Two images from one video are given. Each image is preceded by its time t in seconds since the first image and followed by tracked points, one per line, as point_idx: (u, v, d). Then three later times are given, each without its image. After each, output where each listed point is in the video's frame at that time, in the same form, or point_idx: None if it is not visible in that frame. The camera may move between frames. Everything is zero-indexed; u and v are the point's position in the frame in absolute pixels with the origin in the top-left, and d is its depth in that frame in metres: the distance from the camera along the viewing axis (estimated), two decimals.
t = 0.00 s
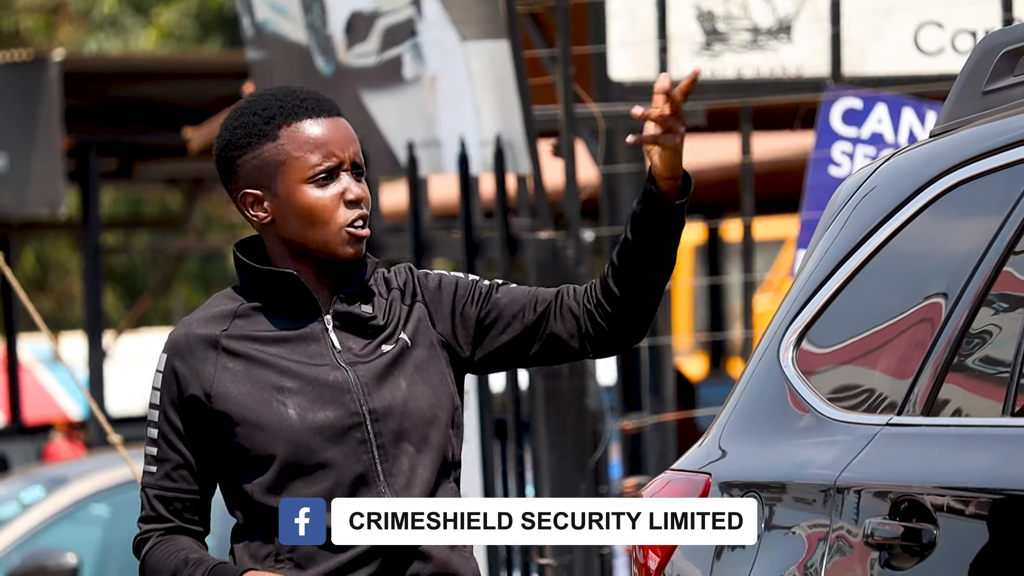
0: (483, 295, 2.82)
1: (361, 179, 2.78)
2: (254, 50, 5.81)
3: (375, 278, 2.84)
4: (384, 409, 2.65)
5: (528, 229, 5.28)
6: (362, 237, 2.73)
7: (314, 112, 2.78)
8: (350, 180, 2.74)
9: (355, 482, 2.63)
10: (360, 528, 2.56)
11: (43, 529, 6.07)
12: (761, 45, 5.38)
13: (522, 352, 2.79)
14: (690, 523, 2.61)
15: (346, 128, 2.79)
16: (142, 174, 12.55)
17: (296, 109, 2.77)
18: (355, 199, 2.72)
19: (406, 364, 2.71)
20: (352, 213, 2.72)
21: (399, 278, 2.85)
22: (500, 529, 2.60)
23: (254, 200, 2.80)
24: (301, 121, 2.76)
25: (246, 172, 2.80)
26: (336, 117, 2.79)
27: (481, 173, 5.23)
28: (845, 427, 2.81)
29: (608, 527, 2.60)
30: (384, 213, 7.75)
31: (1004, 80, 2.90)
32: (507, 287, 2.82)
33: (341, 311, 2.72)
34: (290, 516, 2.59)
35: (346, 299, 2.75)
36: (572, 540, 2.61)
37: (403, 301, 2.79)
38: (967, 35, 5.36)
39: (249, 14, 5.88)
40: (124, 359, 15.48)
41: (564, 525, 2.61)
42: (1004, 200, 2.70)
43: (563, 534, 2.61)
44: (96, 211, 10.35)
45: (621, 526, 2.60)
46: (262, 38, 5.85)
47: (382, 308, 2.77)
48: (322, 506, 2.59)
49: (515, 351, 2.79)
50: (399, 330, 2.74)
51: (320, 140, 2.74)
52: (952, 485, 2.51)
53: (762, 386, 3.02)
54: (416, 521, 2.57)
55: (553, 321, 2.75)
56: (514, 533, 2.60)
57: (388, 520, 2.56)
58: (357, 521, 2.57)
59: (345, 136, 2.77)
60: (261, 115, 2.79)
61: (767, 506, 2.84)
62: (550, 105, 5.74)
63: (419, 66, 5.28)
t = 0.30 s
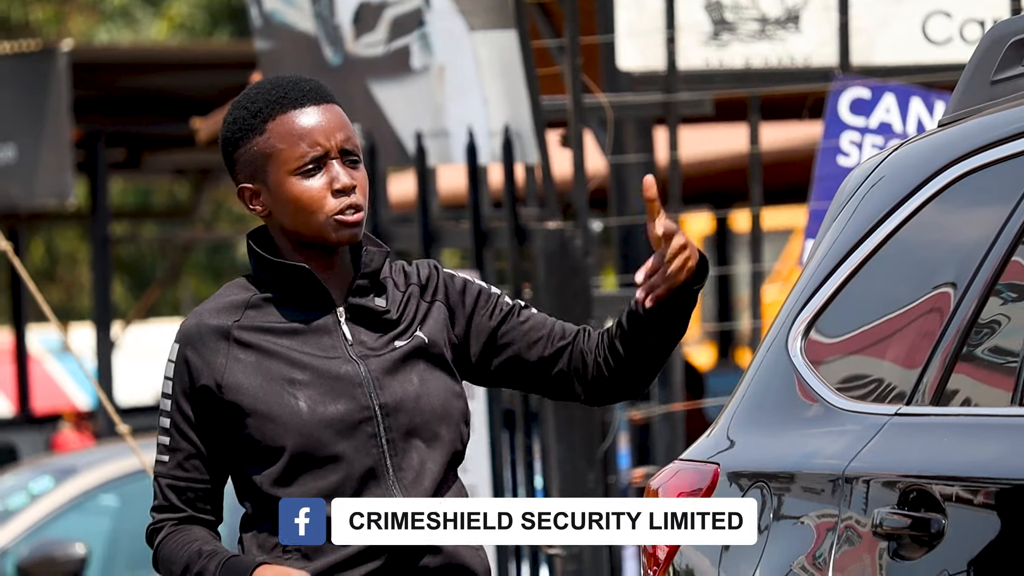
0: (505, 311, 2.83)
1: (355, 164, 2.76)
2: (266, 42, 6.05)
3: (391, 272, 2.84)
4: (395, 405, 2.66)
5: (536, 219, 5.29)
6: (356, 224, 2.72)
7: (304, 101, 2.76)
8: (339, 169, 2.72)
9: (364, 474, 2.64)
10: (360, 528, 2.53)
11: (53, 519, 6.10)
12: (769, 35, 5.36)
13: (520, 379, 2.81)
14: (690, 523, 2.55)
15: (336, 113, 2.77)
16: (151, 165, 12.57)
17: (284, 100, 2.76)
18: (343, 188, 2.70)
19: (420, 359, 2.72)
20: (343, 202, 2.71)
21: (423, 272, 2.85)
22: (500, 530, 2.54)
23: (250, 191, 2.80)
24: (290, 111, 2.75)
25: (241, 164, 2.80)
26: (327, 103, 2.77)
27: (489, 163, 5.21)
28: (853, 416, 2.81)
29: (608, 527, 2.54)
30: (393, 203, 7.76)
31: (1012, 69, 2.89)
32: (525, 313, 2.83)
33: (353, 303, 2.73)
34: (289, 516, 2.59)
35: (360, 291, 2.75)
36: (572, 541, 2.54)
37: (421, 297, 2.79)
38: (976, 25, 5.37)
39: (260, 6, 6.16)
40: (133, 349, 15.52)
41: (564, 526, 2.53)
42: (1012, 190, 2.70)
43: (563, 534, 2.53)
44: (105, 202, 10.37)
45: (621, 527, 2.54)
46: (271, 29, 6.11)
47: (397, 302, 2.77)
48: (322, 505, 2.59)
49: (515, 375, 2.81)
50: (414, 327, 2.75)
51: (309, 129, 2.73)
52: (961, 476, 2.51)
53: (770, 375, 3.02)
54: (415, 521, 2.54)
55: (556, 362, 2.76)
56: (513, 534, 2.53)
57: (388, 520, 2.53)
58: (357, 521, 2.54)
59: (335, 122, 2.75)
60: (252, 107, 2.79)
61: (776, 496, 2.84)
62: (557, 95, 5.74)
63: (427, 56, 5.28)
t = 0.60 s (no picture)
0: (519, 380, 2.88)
1: (338, 158, 2.80)
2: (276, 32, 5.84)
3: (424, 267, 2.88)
4: (424, 403, 2.70)
5: (550, 210, 5.29)
6: (333, 219, 2.77)
7: (292, 99, 2.82)
8: (312, 166, 2.78)
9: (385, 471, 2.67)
10: (360, 528, 2.53)
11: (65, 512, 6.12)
12: (783, 26, 5.35)
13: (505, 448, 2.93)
14: (690, 523, 2.56)
15: (321, 109, 2.81)
16: (165, 158, 12.59)
17: (275, 101, 2.83)
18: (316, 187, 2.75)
19: (451, 359, 2.76)
20: (320, 200, 2.77)
21: (467, 283, 2.89)
22: (500, 530, 2.55)
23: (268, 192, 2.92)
24: (278, 111, 2.82)
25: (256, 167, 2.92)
26: (305, 99, 2.82)
27: (502, 155, 5.23)
28: (867, 408, 2.81)
29: (608, 527, 2.54)
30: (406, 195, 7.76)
31: None
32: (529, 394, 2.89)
33: (384, 299, 2.78)
34: (290, 516, 2.58)
35: (392, 287, 2.80)
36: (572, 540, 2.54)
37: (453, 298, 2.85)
38: (989, 16, 5.34)
39: None
40: (147, 341, 15.55)
41: (564, 526, 2.53)
42: None
43: (563, 534, 2.53)
44: (118, 193, 10.39)
45: (621, 527, 2.54)
46: (285, 21, 5.86)
47: (428, 301, 2.82)
48: (322, 505, 2.59)
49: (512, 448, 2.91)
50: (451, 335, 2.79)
51: (282, 129, 2.80)
52: (976, 468, 2.50)
53: (785, 366, 3.03)
54: (415, 521, 2.54)
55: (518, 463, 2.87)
56: (514, 533, 2.54)
57: (388, 520, 2.54)
58: (357, 521, 2.54)
59: (317, 120, 2.80)
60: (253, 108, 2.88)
61: (790, 488, 2.84)
62: (571, 86, 5.74)
63: (440, 48, 5.28)
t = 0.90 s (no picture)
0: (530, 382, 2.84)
1: (326, 158, 2.80)
2: (293, 25, 5.87)
3: (450, 258, 2.91)
4: (438, 399, 2.72)
5: (567, 203, 5.29)
6: (321, 219, 2.78)
7: (289, 100, 2.84)
8: (298, 169, 2.79)
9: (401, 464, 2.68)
10: (360, 528, 2.53)
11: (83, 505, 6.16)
12: (799, 18, 5.35)
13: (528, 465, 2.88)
14: (690, 522, 2.57)
15: (313, 108, 2.82)
16: (181, 151, 12.62)
17: (276, 102, 2.86)
18: (300, 189, 2.76)
19: (469, 354, 2.77)
20: (309, 200, 2.78)
21: (497, 281, 2.89)
22: (500, 529, 2.54)
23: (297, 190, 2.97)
24: (275, 116, 2.86)
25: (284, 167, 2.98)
26: (293, 102, 2.84)
27: (519, 147, 5.23)
28: (884, 399, 2.81)
29: (608, 527, 2.55)
30: (423, 187, 7.77)
31: None
32: (549, 401, 2.84)
33: (404, 292, 2.81)
34: (289, 516, 2.62)
35: (411, 280, 2.83)
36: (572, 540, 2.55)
37: (477, 292, 2.86)
38: (1007, 7, 5.34)
39: None
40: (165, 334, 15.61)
41: (564, 526, 2.55)
42: None
43: (563, 534, 2.55)
44: (136, 186, 10.42)
45: (621, 526, 2.55)
46: (301, 13, 5.89)
47: (450, 294, 2.84)
48: (321, 505, 2.62)
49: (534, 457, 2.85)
50: (477, 329, 2.81)
51: (274, 134, 2.83)
52: (993, 459, 2.50)
53: (802, 357, 3.03)
54: (415, 521, 2.52)
55: (528, 467, 2.83)
56: (514, 533, 2.55)
57: (388, 520, 2.53)
58: (357, 520, 2.54)
59: (308, 120, 2.81)
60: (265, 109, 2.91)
61: (807, 479, 2.84)
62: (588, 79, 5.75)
63: (458, 40, 5.29)
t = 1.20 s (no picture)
0: (547, 373, 2.84)
1: (341, 153, 2.81)
2: (310, 20, 6.04)
3: (463, 251, 2.91)
4: (452, 394, 2.73)
5: (583, 198, 5.30)
6: (338, 214, 2.79)
7: (302, 97, 2.85)
8: (313, 165, 2.80)
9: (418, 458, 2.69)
10: (360, 528, 2.55)
11: (100, 500, 6.18)
12: (815, 13, 5.34)
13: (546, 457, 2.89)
14: (690, 523, 2.57)
15: (325, 104, 2.83)
16: (198, 146, 12.64)
17: (288, 100, 2.87)
18: (316, 184, 2.78)
19: (483, 347, 2.78)
20: (324, 195, 2.79)
21: (511, 274, 2.89)
22: (499, 529, 2.55)
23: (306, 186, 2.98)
24: (288, 113, 2.86)
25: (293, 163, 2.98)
26: (307, 98, 2.84)
27: (536, 142, 5.23)
28: (901, 393, 2.81)
29: (608, 527, 2.56)
30: (439, 182, 7.78)
31: None
32: (565, 392, 2.84)
33: (417, 287, 2.82)
34: (290, 516, 2.65)
35: (424, 274, 2.83)
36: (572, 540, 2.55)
37: (490, 284, 2.86)
38: None
39: None
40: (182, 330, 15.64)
41: (564, 526, 2.55)
42: None
43: (563, 534, 2.55)
44: (152, 182, 10.44)
45: (621, 527, 2.56)
46: (318, 9, 6.06)
47: (464, 287, 2.84)
48: (321, 504, 2.65)
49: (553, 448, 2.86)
50: (491, 321, 2.82)
51: (288, 130, 2.84)
52: (1011, 453, 2.50)
53: (819, 352, 3.03)
54: (415, 521, 2.54)
55: (546, 459, 2.84)
56: (514, 533, 2.55)
57: (388, 520, 2.54)
58: (357, 520, 2.55)
59: (321, 116, 2.82)
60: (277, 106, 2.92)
61: (824, 474, 2.84)
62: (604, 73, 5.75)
63: (474, 35, 5.30)
